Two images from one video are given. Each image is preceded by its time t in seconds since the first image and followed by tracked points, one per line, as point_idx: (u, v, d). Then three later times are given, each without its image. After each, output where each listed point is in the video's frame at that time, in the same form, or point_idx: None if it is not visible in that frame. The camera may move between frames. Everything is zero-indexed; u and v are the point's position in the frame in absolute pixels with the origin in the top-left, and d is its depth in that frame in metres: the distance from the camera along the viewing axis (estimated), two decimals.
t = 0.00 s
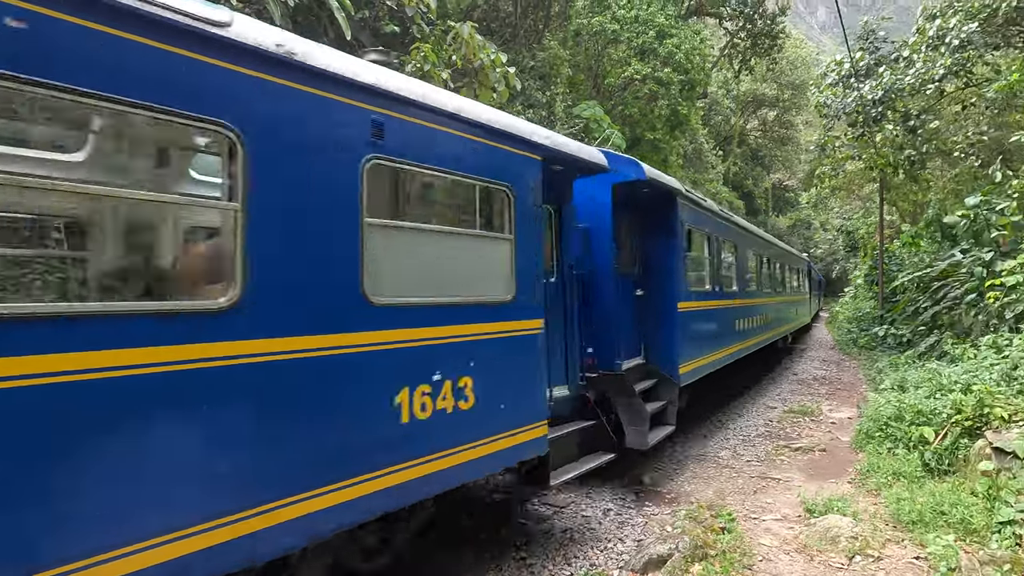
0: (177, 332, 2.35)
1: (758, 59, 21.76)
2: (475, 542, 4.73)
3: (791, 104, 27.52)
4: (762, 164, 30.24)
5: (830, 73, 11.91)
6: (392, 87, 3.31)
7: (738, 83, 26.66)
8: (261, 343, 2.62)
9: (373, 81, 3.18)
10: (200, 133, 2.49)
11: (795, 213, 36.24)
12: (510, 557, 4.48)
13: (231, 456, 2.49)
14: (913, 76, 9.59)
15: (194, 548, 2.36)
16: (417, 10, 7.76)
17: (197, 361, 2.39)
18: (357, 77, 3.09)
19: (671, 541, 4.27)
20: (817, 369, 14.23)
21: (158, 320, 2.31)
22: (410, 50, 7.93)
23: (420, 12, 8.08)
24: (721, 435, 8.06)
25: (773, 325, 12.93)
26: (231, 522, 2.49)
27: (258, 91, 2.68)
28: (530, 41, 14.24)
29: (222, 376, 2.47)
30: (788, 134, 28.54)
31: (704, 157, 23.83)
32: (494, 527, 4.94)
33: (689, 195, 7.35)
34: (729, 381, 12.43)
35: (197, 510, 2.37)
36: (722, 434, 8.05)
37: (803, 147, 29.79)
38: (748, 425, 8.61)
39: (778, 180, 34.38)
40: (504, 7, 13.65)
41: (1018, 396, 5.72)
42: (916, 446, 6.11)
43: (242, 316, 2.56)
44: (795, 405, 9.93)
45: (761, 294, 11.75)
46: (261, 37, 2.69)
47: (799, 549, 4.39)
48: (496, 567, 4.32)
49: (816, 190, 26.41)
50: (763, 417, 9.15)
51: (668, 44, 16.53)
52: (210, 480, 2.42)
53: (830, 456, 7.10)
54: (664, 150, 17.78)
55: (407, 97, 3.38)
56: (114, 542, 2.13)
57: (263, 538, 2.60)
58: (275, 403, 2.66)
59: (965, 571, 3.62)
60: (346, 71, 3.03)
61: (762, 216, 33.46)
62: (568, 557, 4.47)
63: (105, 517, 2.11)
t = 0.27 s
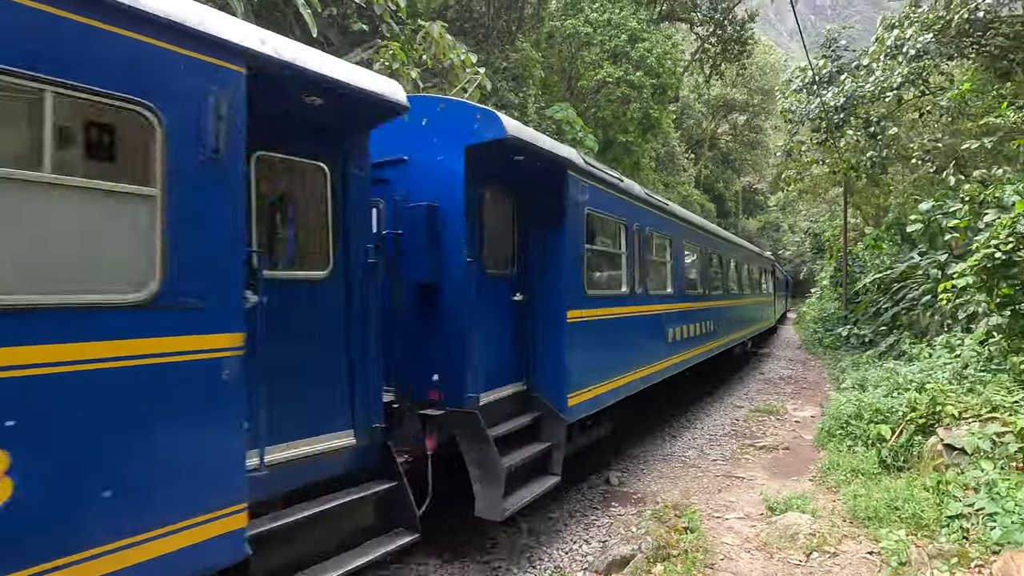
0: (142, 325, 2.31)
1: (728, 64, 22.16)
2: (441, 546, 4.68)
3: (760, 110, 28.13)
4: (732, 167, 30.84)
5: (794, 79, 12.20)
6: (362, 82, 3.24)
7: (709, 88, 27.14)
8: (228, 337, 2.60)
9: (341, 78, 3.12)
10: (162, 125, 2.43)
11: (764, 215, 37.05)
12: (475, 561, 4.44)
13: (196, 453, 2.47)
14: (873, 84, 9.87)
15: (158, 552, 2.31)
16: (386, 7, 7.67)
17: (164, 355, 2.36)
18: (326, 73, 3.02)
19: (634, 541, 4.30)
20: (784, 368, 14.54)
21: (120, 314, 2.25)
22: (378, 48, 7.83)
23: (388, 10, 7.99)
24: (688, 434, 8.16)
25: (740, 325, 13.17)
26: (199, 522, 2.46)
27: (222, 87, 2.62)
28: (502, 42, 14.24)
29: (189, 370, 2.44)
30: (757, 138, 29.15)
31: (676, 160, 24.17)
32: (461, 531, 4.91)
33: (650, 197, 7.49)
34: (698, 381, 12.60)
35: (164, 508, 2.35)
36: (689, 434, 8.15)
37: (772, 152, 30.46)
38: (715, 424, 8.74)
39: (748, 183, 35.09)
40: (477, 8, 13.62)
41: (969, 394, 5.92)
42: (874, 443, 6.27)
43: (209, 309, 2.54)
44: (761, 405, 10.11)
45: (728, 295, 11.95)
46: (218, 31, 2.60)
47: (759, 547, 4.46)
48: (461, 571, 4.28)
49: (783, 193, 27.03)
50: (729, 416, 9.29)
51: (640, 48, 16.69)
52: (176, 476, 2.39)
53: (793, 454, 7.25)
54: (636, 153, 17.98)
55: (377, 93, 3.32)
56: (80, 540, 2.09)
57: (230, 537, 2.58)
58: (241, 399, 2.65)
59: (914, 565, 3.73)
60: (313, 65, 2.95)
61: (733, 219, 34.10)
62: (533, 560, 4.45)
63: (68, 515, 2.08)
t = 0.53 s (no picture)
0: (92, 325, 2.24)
1: (699, 70, 22.55)
2: (403, 552, 4.60)
3: (731, 115, 28.67)
4: (704, 171, 31.35)
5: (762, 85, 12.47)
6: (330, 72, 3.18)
7: (681, 92, 27.56)
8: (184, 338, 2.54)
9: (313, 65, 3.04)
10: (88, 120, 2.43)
11: (735, 219, 37.77)
12: (439, 565, 4.39)
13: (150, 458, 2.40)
14: (836, 91, 10.14)
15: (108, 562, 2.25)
16: (356, 5, 7.59)
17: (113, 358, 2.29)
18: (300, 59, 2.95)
19: (599, 543, 4.32)
20: (752, 368, 14.82)
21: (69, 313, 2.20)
22: (347, 46, 7.75)
23: (358, 8, 7.91)
24: (657, 434, 8.24)
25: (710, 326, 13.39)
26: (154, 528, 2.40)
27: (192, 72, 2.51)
28: (476, 44, 14.23)
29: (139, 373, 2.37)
30: (728, 143, 29.70)
31: (649, 163, 24.47)
32: (426, 535, 4.86)
33: (615, 198, 7.56)
34: (669, 381, 12.75)
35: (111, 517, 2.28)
36: (658, 433, 8.23)
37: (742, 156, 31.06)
38: (683, 424, 8.85)
39: (719, 187, 35.73)
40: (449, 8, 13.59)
41: (924, 393, 6.11)
42: (835, 441, 6.42)
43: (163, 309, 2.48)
44: (729, 404, 10.28)
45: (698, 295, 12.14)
46: (207, 10, 2.54)
47: (722, 545, 4.52)
48: None
49: (753, 197, 27.59)
50: (698, 416, 9.42)
51: (613, 52, 16.86)
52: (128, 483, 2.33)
53: (758, 453, 7.38)
54: (609, 156, 18.14)
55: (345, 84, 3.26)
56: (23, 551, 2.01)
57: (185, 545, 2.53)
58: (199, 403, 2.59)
59: (869, 560, 3.82)
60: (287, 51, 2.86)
61: (704, 222, 34.67)
62: (498, 563, 4.42)
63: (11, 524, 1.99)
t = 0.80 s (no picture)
0: (52, 323, 2.32)
1: (675, 75, 22.85)
2: (375, 557, 4.54)
3: (706, 120, 29.09)
4: (680, 175, 31.74)
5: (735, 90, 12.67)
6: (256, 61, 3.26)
7: (658, 97, 27.88)
8: (145, 338, 2.64)
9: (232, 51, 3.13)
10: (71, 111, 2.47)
11: (711, 222, 38.30)
12: (411, 569, 4.35)
13: (108, 455, 2.48)
14: (805, 97, 10.37)
15: (68, 557, 2.33)
16: (329, 4, 7.51)
17: (70, 357, 2.36)
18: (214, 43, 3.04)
19: (570, 543, 4.33)
20: (726, 369, 15.02)
21: (34, 308, 2.27)
22: (319, 45, 7.66)
23: (331, 6, 7.83)
24: (632, 435, 8.29)
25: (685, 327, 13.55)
26: (112, 527, 2.47)
27: (121, 65, 2.63)
28: (453, 45, 14.19)
29: (97, 371, 2.45)
30: (703, 147, 30.11)
31: (626, 167, 24.68)
32: (398, 539, 4.81)
33: (583, 199, 7.66)
34: (645, 383, 12.86)
35: (65, 516, 2.33)
36: (632, 434, 8.30)
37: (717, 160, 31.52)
38: (658, 424, 8.94)
39: (695, 191, 36.20)
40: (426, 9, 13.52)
41: (888, 391, 6.27)
42: (804, 439, 6.55)
43: (123, 310, 2.57)
44: (703, 404, 10.41)
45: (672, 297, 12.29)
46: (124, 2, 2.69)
47: (693, 544, 4.57)
48: None
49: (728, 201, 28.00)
50: (672, 416, 9.51)
51: (590, 55, 16.95)
52: (84, 478, 2.40)
53: (730, 452, 7.48)
54: (586, 159, 18.23)
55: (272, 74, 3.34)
56: None
57: (143, 546, 2.58)
58: (159, 404, 2.68)
59: (834, 555, 3.91)
60: (197, 37, 2.95)
61: (681, 225, 35.09)
62: (470, 566, 4.38)
63: None
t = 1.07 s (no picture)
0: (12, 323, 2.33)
1: (655, 80, 23.09)
2: (351, 563, 4.49)
3: (686, 125, 29.45)
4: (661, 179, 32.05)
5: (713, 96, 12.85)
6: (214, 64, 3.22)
7: (639, 102, 28.13)
8: (108, 338, 2.65)
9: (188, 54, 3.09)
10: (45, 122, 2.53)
11: (691, 225, 38.74)
12: None
13: (70, 454, 2.49)
14: (781, 104, 10.55)
15: (30, 555, 2.33)
16: (306, 4, 7.44)
17: (22, 357, 2.35)
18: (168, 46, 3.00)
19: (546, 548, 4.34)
20: (705, 371, 15.19)
21: None
22: (297, 46, 7.58)
23: (309, 7, 7.76)
24: (610, 437, 8.33)
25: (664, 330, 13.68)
26: (73, 526, 2.47)
27: (84, 71, 2.65)
28: (434, 47, 14.15)
29: (50, 371, 2.44)
30: (683, 152, 30.47)
31: (608, 170, 24.86)
32: (373, 545, 4.76)
33: (561, 203, 7.68)
34: (625, 385, 12.94)
35: (25, 515, 2.33)
36: (611, 436, 8.34)
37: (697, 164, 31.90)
38: (636, 426, 8.99)
39: (676, 195, 36.59)
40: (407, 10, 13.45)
41: (859, 393, 6.40)
42: (778, 441, 6.65)
43: (86, 310, 2.59)
44: (681, 407, 10.51)
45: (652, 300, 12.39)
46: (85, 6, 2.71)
47: (667, 546, 4.60)
48: None
49: (707, 205, 28.35)
50: (651, 419, 9.58)
51: (571, 59, 17.03)
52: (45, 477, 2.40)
53: (707, 454, 7.55)
54: (568, 163, 18.32)
55: (232, 76, 3.30)
56: None
57: (107, 545, 2.59)
58: (123, 403, 2.68)
59: (804, 556, 3.97)
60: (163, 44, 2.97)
61: (661, 228, 35.44)
62: (446, 571, 4.35)
63: None
